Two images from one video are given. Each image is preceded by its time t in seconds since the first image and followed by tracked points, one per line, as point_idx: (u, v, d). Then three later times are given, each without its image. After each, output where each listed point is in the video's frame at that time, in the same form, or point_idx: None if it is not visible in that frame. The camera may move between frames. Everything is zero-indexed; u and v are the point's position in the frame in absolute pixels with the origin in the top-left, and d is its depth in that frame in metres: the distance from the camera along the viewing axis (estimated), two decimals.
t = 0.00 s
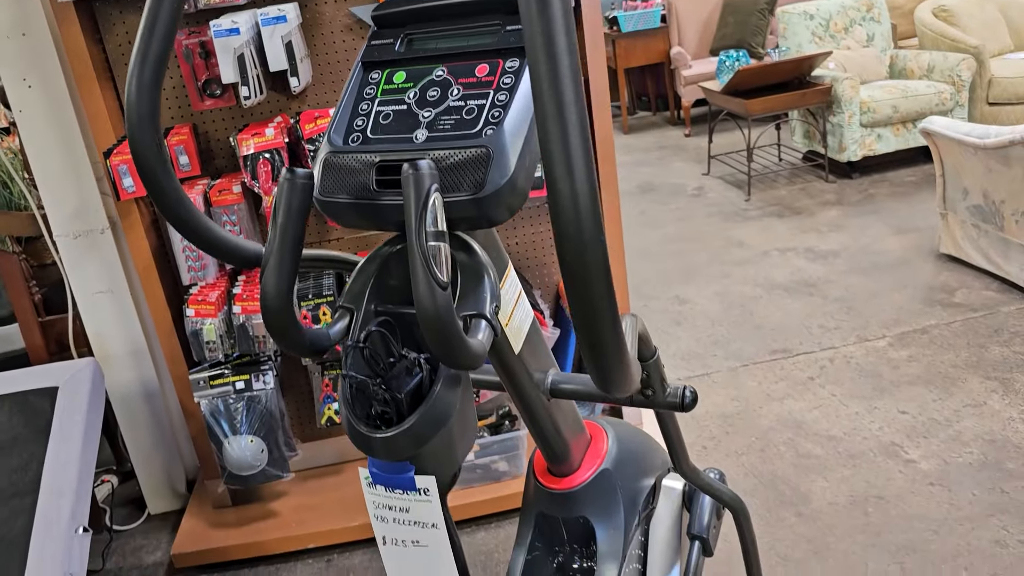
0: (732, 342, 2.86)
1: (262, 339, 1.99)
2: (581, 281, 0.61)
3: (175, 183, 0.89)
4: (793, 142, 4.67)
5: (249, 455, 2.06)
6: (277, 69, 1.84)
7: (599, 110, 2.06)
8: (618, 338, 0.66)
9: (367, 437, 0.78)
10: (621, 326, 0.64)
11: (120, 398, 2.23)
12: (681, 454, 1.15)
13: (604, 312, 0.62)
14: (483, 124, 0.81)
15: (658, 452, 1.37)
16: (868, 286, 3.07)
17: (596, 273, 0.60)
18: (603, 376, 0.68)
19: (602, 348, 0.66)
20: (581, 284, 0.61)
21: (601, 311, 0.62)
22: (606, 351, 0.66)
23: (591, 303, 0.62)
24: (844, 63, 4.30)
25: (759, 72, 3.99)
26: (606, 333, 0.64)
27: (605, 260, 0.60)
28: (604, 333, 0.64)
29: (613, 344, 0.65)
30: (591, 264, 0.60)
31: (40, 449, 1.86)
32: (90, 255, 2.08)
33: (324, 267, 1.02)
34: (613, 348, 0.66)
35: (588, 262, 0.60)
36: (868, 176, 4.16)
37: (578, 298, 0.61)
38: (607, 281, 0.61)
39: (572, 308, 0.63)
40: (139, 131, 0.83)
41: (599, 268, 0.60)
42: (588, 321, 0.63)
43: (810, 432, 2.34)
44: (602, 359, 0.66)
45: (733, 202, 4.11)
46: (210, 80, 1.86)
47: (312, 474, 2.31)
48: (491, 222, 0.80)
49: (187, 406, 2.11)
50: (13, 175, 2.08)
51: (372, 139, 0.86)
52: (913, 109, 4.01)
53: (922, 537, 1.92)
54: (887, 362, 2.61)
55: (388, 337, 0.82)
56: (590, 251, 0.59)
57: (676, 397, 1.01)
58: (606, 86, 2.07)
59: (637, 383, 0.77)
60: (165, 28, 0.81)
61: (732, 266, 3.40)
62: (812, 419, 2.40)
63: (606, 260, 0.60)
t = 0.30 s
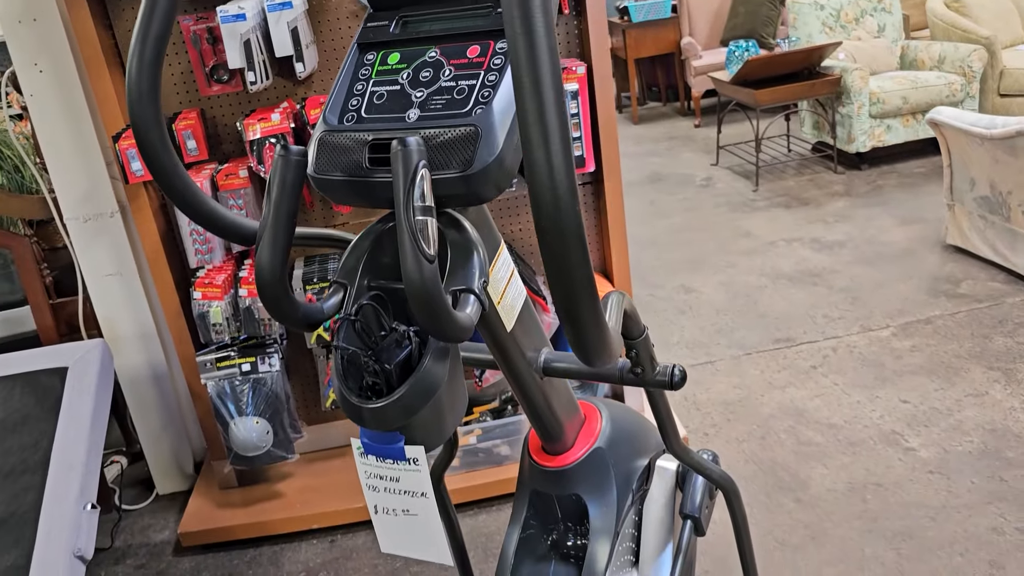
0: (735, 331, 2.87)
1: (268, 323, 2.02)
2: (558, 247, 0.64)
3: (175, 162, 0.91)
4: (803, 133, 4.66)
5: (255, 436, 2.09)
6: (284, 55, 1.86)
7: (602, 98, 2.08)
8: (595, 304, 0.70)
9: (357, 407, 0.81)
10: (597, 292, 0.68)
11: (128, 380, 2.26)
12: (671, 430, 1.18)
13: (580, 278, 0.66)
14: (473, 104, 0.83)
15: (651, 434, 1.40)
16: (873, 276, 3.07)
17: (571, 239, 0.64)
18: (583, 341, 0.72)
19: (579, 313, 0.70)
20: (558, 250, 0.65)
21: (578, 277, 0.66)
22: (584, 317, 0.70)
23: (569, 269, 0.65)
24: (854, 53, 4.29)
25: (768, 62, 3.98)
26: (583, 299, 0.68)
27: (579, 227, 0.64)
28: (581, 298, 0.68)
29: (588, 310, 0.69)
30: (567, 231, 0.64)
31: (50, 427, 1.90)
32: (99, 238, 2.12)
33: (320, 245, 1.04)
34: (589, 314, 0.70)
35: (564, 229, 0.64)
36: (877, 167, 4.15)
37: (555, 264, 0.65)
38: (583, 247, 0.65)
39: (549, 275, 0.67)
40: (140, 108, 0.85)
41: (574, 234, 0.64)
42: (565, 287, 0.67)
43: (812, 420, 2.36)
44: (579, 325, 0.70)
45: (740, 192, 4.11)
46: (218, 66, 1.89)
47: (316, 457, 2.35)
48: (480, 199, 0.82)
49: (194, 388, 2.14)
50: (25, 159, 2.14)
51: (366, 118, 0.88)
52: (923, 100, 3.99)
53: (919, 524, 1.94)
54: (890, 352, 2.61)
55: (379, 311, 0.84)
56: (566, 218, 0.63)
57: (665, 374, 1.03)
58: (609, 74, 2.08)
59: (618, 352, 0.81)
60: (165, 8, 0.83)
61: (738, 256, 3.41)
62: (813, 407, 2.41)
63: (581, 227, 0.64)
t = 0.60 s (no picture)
0: (753, 320, 2.88)
1: (292, 305, 2.07)
2: (570, 223, 0.68)
3: (205, 142, 0.95)
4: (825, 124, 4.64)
5: (278, 415, 2.13)
6: (309, 41, 1.90)
7: (621, 86, 2.09)
8: (605, 278, 0.74)
9: (378, 377, 0.84)
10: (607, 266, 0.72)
11: (156, 360, 2.32)
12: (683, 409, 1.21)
13: (590, 253, 0.70)
14: (491, 87, 0.86)
15: (666, 415, 1.42)
16: (893, 267, 3.07)
17: (583, 216, 0.67)
18: (593, 313, 0.76)
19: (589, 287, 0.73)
20: (569, 226, 0.68)
21: (588, 251, 0.70)
22: (595, 290, 0.74)
23: (580, 244, 0.69)
24: (878, 44, 4.26)
25: (790, 52, 3.97)
26: (593, 272, 0.72)
27: (590, 204, 0.67)
28: (591, 273, 0.71)
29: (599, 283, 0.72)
30: (578, 208, 0.68)
31: (80, 403, 1.96)
32: (129, 220, 2.18)
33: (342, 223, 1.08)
34: (600, 288, 0.74)
35: (575, 206, 0.67)
36: (900, 159, 4.13)
37: (567, 239, 0.69)
38: (593, 223, 0.68)
39: (561, 250, 0.70)
40: (174, 88, 0.89)
41: (585, 211, 0.68)
42: (577, 262, 0.70)
43: (827, 408, 2.37)
44: (590, 298, 0.74)
45: (761, 183, 4.11)
46: (244, 53, 1.94)
47: (338, 438, 2.40)
48: (497, 178, 0.85)
49: (220, 368, 2.19)
50: (58, 144, 2.20)
51: (389, 100, 0.91)
52: (947, 91, 3.97)
53: (932, 510, 1.96)
54: (908, 342, 2.62)
55: (400, 285, 0.88)
56: (577, 196, 0.66)
57: (676, 353, 1.08)
58: (628, 62, 2.10)
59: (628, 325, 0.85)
60: None
61: (758, 246, 3.42)
62: (829, 395, 2.43)
63: (592, 204, 0.68)
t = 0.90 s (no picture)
0: (773, 304, 2.89)
1: (316, 281, 2.11)
2: (584, 184, 0.71)
3: (235, 111, 0.99)
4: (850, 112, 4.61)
5: (302, 389, 2.18)
6: (335, 21, 1.94)
7: (644, 69, 2.10)
8: (618, 241, 0.76)
9: (399, 338, 0.88)
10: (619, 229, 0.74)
11: (184, 334, 2.38)
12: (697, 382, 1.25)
13: (603, 214, 0.72)
14: (511, 59, 0.89)
15: (680, 390, 1.45)
16: (915, 254, 3.06)
17: (595, 177, 0.70)
18: (607, 276, 0.78)
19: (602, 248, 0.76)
20: (582, 188, 0.71)
21: (601, 212, 0.72)
22: (607, 252, 0.76)
23: (592, 205, 0.72)
24: (906, 31, 4.22)
25: (816, 38, 3.94)
26: (606, 235, 0.74)
27: (603, 167, 0.70)
28: (605, 234, 0.74)
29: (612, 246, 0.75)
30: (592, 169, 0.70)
31: (111, 374, 2.02)
32: (158, 197, 2.23)
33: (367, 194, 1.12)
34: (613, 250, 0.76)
35: (588, 167, 0.70)
36: (925, 147, 4.10)
37: (580, 201, 0.71)
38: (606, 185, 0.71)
39: (575, 211, 0.73)
40: (206, 59, 0.92)
41: (598, 173, 0.70)
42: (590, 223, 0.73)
43: (845, 392, 2.39)
44: (603, 261, 0.77)
45: (784, 170, 4.10)
46: (272, 33, 1.96)
47: (359, 414, 2.45)
48: (514, 147, 0.88)
49: (246, 343, 2.25)
50: (90, 122, 2.26)
51: (412, 72, 0.94)
52: (975, 79, 3.93)
53: (948, 494, 1.98)
54: (928, 328, 2.61)
55: (420, 250, 0.91)
56: (590, 157, 0.69)
57: (689, 324, 1.10)
58: (651, 45, 2.11)
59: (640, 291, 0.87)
60: None
61: (779, 232, 3.42)
62: (847, 380, 2.44)
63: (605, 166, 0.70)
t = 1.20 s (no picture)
0: (787, 289, 2.89)
1: (333, 257, 2.15)
2: (588, 149, 0.74)
3: (253, 81, 1.01)
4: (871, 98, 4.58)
5: (318, 363, 2.22)
6: None
7: (660, 49, 2.11)
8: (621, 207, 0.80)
9: (410, 303, 0.91)
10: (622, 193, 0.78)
11: (203, 308, 2.42)
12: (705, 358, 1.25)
13: (606, 179, 0.76)
14: (522, 30, 0.90)
15: (688, 365, 1.47)
16: (932, 241, 3.05)
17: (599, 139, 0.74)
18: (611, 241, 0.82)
19: (607, 212, 0.79)
20: (586, 153, 0.75)
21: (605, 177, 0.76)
22: (611, 217, 0.80)
23: (597, 169, 0.75)
24: (929, 16, 4.18)
25: (838, 23, 3.91)
26: (609, 199, 0.78)
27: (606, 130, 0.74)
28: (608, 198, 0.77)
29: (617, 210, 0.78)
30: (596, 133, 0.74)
31: (132, 344, 2.07)
32: (179, 172, 2.27)
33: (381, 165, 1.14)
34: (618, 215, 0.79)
35: (593, 131, 0.73)
36: (947, 134, 4.06)
37: (585, 164, 0.75)
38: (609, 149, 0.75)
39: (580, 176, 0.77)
40: (225, 28, 0.95)
41: (601, 137, 0.74)
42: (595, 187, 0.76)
43: (857, 375, 2.39)
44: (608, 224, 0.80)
45: (803, 155, 4.08)
46: (292, 11, 2.00)
47: (374, 389, 2.48)
48: (523, 116, 0.91)
49: (263, 317, 2.29)
50: (114, 98, 2.30)
51: (426, 44, 0.96)
52: (999, 65, 3.88)
53: (957, 477, 1.98)
54: (943, 314, 2.61)
55: (431, 217, 0.94)
56: (594, 122, 0.73)
57: (696, 297, 1.12)
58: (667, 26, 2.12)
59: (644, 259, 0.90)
60: None
61: (796, 217, 3.41)
62: (860, 363, 2.44)
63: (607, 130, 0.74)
